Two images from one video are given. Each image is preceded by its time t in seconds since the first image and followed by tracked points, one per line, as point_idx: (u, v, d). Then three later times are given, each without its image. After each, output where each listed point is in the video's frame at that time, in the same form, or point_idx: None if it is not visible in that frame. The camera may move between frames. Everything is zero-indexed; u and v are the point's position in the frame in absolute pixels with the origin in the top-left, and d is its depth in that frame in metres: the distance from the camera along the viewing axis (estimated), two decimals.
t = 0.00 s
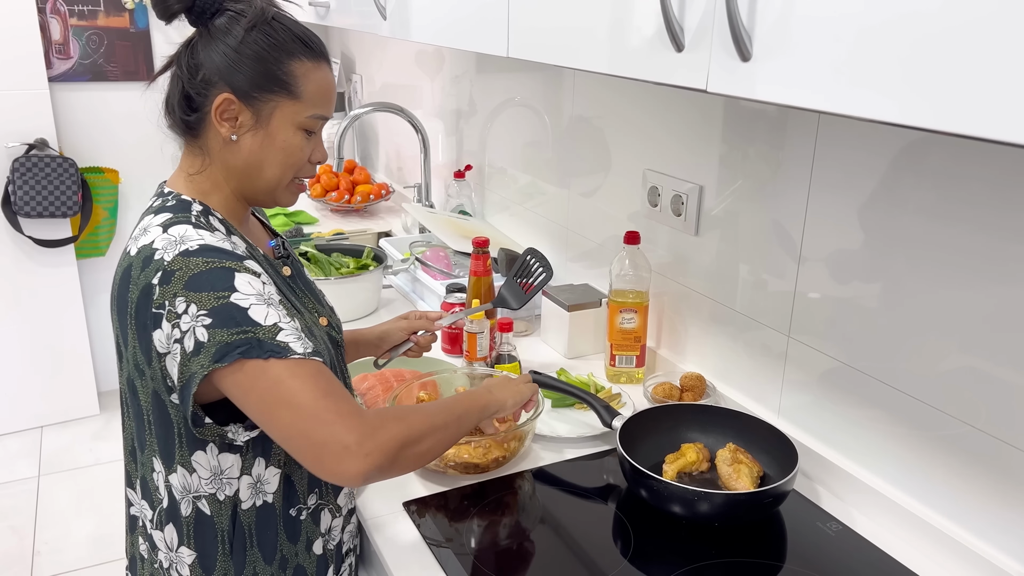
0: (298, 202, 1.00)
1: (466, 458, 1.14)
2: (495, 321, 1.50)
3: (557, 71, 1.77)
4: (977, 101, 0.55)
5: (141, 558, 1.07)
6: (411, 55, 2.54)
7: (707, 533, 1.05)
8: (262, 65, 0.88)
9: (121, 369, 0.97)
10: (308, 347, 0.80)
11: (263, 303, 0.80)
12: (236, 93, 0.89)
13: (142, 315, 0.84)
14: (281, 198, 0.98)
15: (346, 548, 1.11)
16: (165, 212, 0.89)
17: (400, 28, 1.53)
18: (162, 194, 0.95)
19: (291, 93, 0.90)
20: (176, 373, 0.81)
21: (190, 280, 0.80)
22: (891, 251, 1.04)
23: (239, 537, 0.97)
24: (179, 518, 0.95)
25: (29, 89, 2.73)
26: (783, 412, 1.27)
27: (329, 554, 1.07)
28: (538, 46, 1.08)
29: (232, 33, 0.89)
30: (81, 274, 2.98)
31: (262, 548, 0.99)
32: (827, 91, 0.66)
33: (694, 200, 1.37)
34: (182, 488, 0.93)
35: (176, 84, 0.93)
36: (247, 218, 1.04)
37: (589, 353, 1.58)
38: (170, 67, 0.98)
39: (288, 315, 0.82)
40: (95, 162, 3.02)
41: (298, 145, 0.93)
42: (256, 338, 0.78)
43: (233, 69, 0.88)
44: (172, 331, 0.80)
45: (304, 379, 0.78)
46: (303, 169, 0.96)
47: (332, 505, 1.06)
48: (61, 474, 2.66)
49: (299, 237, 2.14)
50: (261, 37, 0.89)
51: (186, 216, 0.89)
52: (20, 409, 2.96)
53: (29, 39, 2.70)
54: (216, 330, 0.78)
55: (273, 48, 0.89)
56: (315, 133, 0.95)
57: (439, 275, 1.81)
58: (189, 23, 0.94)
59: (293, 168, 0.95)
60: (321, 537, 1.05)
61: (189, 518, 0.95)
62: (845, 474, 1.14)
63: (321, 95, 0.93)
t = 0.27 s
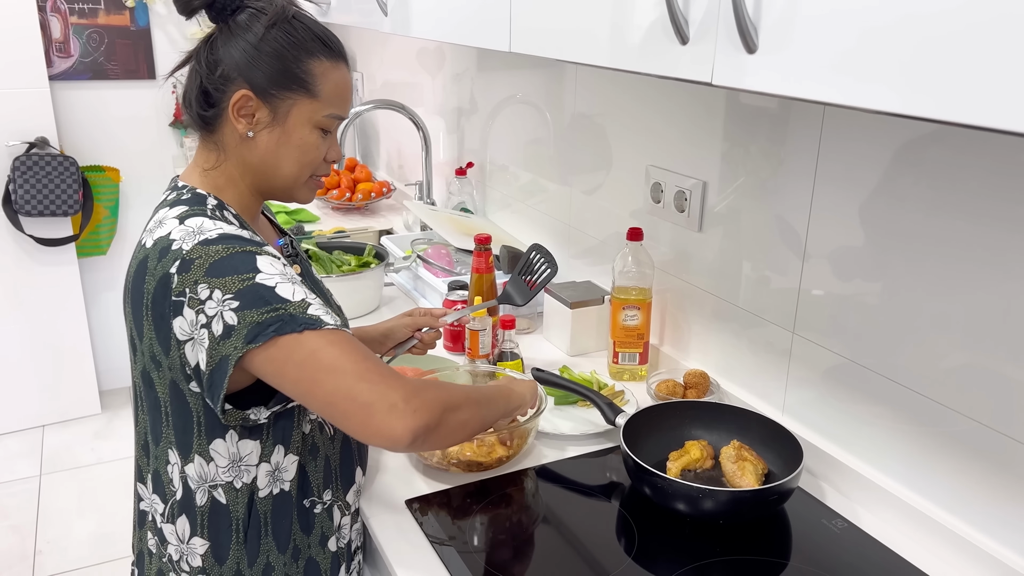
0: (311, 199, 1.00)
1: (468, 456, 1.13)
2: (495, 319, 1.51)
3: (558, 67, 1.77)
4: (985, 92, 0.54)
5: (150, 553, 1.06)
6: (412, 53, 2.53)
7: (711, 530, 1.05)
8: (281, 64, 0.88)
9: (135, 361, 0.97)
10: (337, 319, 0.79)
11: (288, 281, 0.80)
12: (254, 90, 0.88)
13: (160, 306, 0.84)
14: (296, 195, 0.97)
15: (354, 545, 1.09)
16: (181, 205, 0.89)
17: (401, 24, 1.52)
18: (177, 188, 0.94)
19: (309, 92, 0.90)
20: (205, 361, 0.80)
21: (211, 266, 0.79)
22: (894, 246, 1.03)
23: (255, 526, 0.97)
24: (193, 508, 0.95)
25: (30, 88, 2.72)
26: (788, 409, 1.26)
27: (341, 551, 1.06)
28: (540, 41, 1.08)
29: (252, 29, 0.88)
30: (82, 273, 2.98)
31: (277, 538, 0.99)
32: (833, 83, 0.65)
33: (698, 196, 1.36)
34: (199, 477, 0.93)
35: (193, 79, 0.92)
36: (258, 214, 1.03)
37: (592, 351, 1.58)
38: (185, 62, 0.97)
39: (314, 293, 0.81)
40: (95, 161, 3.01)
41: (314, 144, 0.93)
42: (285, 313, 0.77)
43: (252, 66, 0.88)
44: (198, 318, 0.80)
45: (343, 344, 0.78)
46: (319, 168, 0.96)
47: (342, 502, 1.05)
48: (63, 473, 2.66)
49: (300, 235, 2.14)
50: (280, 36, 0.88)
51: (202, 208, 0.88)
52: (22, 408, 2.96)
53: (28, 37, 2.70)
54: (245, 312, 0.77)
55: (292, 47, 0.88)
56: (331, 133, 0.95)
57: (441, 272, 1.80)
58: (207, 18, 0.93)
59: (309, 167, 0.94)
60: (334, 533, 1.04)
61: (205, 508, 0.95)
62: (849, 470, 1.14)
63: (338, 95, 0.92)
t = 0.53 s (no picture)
0: (309, 192, 0.99)
1: (470, 452, 1.12)
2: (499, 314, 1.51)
3: (562, 61, 1.75)
4: (998, 78, 0.53)
5: (150, 548, 1.05)
6: (415, 49, 2.52)
7: (716, 527, 1.04)
8: (277, 54, 0.86)
9: (131, 355, 0.96)
10: (335, 309, 0.79)
11: (286, 273, 0.79)
12: (250, 82, 0.87)
13: (157, 299, 0.83)
14: (293, 188, 0.96)
15: (358, 542, 1.08)
16: (178, 198, 0.88)
17: (404, 18, 1.51)
18: (174, 181, 0.93)
19: (305, 84, 0.88)
20: (202, 353, 0.79)
21: (208, 259, 0.78)
22: (902, 240, 1.02)
23: (255, 520, 0.96)
24: (193, 502, 0.95)
25: (32, 84, 2.72)
26: (794, 405, 1.25)
27: (344, 548, 1.05)
28: (543, 32, 1.06)
29: (248, 21, 0.87)
30: (85, 270, 2.97)
31: (277, 534, 0.98)
32: (842, 71, 0.64)
33: (703, 190, 1.35)
34: (198, 471, 0.93)
35: (190, 73, 0.91)
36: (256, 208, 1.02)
37: (596, 347, 1.57)
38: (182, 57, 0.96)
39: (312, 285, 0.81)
40: (98, 158, 3.01)
41: (311, 136, 0.91)
42: (284, 304, 0.76)
43: (248, 57, 0.87)
44: (196, 310, 0.79)
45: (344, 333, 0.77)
46: (317, 160, 0.95)
47: (343, 499, 1.03)
48: (66, 470, 2.66)
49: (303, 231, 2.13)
50: (276, 26, 0.87)
51: (199, 202, 0.87)
52: (25, 405, 2.96)
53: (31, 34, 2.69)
54: (244, 304, 0.76)
55: (288, 38, 0.87)
56: (330, 124, 0.94)
57: (444, 268, 1.80)
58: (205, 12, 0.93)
59: (306, 159, 0.93)
60: (337, 530, 1.04)
61: (204, 502, 0.94)
62: (856, 467, 1.12)
63: (336, 86, 0.91)
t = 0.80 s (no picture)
0: (303, 194, 0.98)
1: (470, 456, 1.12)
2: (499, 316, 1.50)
3: (563, 62, 1.75)
4: (1004, 82, 0.52)
5: (146, 555, 1.05)
6: (416, 49, 2.51)
7: (719, 531, 1.03)
8: (259, 55, 0.86)
9: (119, 362, 0.95)
10: (312, 347, 0.78)
11: (266, 301, 0.78)
12: (233, 83, 0.87)
13: (142, 307, 0.82)
14: (286, 190, 0.95)
15: (357, 547, 1.08)
16: (169, 204, 0.88)
17: (405, 19, 1.51)
18: (165, 187, 0.93)
19: (289, 83, 0.88)
20: (174, 367, 0.80)
21: (191, 275, 0.78)
22: (905, 242, 1.01)
23: (245, 533, 0.95)
24: (183, 513, 0.94)
25: (33, 85, 2.72)
26: (796, 408, 1.24)
27: (341, 556, 1.05)
28: (545, 34, 1.06)
29: (230, 23, 0.87)
30: (86, 271, 2.97)
31: (268, 547, 0.98)
32: (844, 74, 0.63)
33: (705, 192, 1.34)
34: (185, 482, 0.92)
35: (177, 79, 0.91)
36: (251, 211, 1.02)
37: (598, 349, 1.56)
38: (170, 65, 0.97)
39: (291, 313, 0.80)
40: (99, 159, 3.01)
41: (299, 136, 0.91)
42: (259, 338, 0.76)
43: (230, 59, 0.86)
44: (171, 325, 0.79)
45: (312, 381, 0.77)
46: (307, 160, 0.94)
47: (341, 504, 1.04)
48: (67, 472, 2.66)
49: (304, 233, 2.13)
50: (257, 26, 0.87)
51: (190, 209, 0.87)
52: (26, 406, 2.96)
53: (32, 35, 2.69)
54: (218, 327, 0.76)
55: (269, 37, 0.87)
56: (319, 123, 0.93)
57: (445, 270, 1.79)
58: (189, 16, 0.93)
59: (296, 159, 0.92)
60: (332, 538, 1.03)
61: (193, 513, 0.93)
62: (859, 471, 1.12)
63: (321, 84, 0.90)
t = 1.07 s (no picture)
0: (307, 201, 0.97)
1: (474, 462, 1.11)
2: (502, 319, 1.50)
3: (564, 64, 1.74)
4: (1012, 87, 0.52)
5: (145, 563, 1.04)
6: (417, 51, 2.51)
7: (722, 537, 1.03)
8: (263, 61, 0.86)
9: (117, 370, 0.94)
10: (291, 375, 0.79)
11: (254, 323, 0.79)
12: (236, 89, 0.86)
13: (137, 313, 0.82)
14: (288, 197, 0.95)
15: (357, 554, 1.09)
16: (168, 210, 0.87)
17: (406, 22, 1.50)
18: (165, 191, 0.93)
19: (293, 89, 0.87)
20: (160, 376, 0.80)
21: (186, 286, 0.78)
22: (909, 246, 1.01)
23: (243, 542, 0.95)
24: (180, 523, 0.92)
25: (33, 87, 2.72)
26: (799, 412, 1.24)
27: (340, 561, 1.05)
28: (547, 38, 1.05)
29: (234, 28, 0.87)
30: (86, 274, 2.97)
31: (267, 555, 0.97)
32: (851, 79, 0.63)
33: (707, 195, 1.34)
34: (181, 491, 0.90)
35: (180, 83, 0.91)
36: (254, 217, 1.01)
37: (600, 352, 1.56)
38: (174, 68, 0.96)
39: (277, 335, 0.80)
40: (99, 161, 3.00)
41: (302, 143, 0.90)
42: (241, 360, 0.77)
43: (233, 65, 0.86)
44: (158, 335, 0.78)
45: (286, 421, 0.79)
46: (311, 167, 0.93)
47: (342, 511, 1.03)
48: (67, 475, 2.65)
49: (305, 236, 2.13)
50: (261, 32, 0.86)
51: (190, 216, 0.86)
52: (27, 409, 2.96)
53: (32, 37, 2.69)
54: (202, 342, 0.76)
55: (273, 43, 0.86)
56: (322, 130, 0.92)
57: (447, 273, 1.79)
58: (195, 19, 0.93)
59: (299, 167, 0.92)
60: (331, 544, 1.03)
61: (190, 523, 0.92)
62: (863, 475, 1.12)
63: (326, 91, 0.90)
